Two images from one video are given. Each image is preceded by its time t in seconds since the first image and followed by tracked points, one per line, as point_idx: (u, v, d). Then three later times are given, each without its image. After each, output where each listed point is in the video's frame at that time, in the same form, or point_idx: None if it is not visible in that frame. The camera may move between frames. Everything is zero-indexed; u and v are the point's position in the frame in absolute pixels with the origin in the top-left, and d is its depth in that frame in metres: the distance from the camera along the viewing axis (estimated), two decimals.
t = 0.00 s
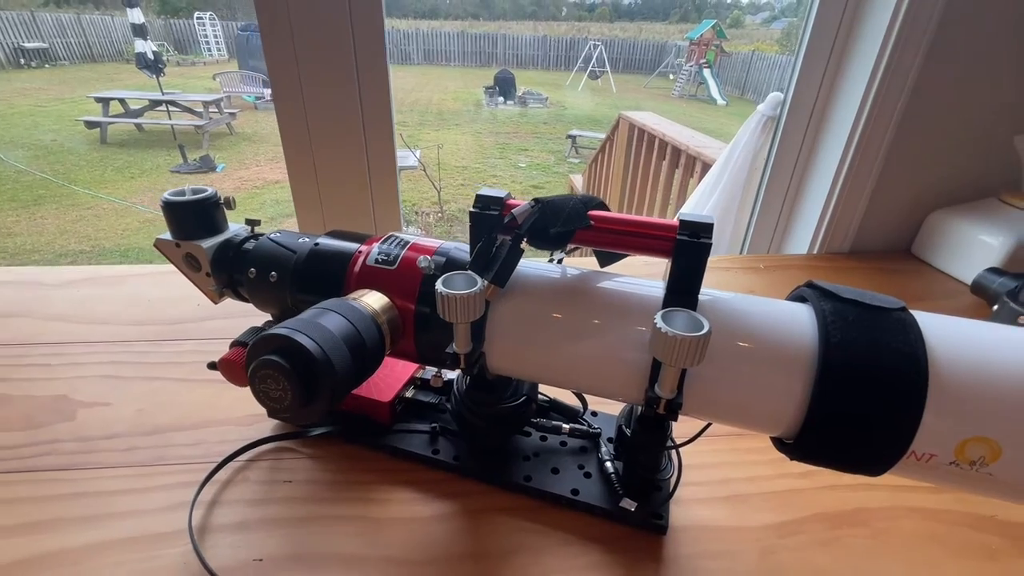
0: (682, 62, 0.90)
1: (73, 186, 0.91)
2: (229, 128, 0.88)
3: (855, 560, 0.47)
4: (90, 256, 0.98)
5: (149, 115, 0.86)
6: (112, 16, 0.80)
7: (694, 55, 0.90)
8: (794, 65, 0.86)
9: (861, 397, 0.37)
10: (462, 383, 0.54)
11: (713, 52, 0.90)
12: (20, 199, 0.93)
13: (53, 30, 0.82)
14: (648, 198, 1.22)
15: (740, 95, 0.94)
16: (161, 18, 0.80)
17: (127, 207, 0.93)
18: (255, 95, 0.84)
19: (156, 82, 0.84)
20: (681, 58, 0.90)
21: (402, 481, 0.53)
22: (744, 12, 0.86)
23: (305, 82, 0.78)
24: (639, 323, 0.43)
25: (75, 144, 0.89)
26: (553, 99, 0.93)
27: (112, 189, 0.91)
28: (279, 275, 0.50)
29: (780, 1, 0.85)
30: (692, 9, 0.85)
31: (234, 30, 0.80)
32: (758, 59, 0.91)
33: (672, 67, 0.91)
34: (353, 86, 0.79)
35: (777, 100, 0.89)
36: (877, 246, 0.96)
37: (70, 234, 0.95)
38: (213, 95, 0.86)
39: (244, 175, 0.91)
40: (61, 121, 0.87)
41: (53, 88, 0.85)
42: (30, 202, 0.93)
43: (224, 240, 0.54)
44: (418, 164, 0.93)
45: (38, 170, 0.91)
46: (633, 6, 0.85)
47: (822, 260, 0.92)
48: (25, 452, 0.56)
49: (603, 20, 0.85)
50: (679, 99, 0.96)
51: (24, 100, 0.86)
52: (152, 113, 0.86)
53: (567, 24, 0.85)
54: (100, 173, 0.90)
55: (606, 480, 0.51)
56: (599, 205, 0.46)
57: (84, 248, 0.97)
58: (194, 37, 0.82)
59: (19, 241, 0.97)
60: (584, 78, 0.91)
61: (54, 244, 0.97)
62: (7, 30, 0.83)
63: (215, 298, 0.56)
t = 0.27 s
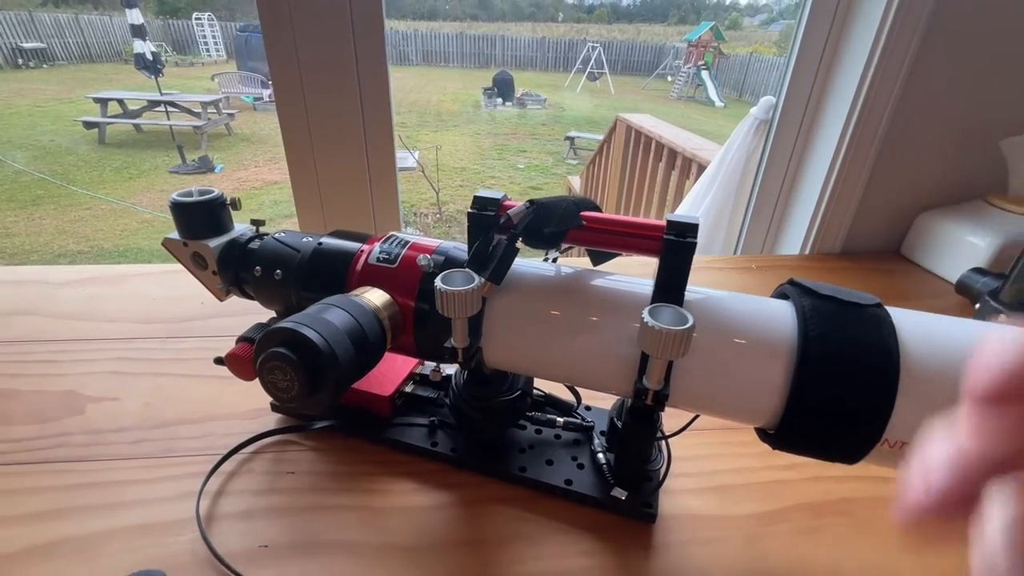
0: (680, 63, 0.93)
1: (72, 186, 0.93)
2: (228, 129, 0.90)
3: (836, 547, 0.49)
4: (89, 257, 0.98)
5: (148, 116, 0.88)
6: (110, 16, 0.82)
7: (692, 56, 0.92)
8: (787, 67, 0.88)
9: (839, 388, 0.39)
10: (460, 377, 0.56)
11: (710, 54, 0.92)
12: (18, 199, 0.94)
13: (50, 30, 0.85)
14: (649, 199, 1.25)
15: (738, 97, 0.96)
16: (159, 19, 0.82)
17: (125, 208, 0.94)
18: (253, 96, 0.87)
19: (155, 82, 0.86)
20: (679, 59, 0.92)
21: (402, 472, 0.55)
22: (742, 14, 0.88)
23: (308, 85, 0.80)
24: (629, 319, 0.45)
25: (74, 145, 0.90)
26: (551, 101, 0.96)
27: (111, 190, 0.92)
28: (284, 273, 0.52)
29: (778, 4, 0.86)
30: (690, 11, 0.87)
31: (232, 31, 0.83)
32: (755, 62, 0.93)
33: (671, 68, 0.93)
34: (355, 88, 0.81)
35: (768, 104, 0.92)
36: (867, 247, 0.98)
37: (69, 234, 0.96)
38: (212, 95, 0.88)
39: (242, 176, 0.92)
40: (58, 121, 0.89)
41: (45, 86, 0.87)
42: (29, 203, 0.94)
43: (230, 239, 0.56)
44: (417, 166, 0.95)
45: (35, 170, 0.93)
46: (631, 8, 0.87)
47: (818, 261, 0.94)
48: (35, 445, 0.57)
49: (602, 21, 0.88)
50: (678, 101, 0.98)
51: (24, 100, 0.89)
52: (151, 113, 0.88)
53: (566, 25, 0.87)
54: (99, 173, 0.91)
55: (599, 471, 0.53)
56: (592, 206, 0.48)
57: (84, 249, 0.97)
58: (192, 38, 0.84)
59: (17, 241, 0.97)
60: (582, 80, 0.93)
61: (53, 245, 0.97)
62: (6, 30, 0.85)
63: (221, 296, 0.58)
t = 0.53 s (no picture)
0: (678, 64, 0.90)
1: (67, 185, 0.91)
2: (224, 129, 0.87)
3: (828, 550, 0.47)
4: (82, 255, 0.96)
5: (144, 115, 0.86)
6: (106, 16, 0.80)
7: (689, 57, 0.90)
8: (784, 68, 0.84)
9: (831, 385, 0.38)
10: (442, 375, 0.54)
11: (708, 55, 0.89)
12: (13, 198, 0.93)
13: (46, 28, 0.83)
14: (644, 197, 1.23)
15: (735, 98, 0.93)
16: (156, 18, 0.80)
17: (120, 207, 0.92)
18: (249, 96, 0.83)
19: (151, 81, 0.84)
20: (676, 60, 0.90)
21: (383, 473, 0.53)
22: (740, 15, 0.83)
23: (296, 83, 0.77)
24: (615, 314, 0.43)
25: (69, 144, 0.89)
26: (549, 101, 0.94)
27: (106, 189, 0.90)
28: (260, 267, 0.51)
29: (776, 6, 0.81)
30: (688, 11, 0.84)
31: (229, 30, 0.80)
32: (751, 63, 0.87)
33: (669, 69, 0.91)
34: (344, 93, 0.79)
35: (763, 100, 0.88)
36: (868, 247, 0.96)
37: (63, 233, 0.94)
38: (210, 94, 0.85)
39: (240, 176, 0.89)
40: (55, 121, 0.87)
41: (42, 87, 0.85)
42: (23, 202, 0.93)
43: (207, 233, 0.54)
44: (414, 165, 0.93)
45: (31, 169, 0.91)
46: (628, 9, 0.84)
47: (812, 258, 0.92)
48: (6, 445, 0.56)
49: (600, 22, 0.84)
50: (676, 101, 0.97)
51: (19, 99, 0.87)
52: (147, 112, 0.86)
53: (563, 26, 0.84)
54: (94, 172, 0.89)
55: (585, 471, 0.51)
56: (577, 197, 0.46)
57: (78, 248, 0.95)
58: (189, 37, 0.82)
59: (11, 240, 0.96)
60: (579, 81, 0.91)
61: (46, 244, 0.96)
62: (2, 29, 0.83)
63: (197, 291, 0.56)
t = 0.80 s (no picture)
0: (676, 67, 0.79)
1: (62, 185, 0.86)
2: (222, 128, 0.82)
3: None
4: (77, 256, 0.92)
5: (140, 114, 0.81)
6: (104, 15, 0.77)
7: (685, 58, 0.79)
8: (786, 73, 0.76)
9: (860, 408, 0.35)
10: (436, 389, 0.51)
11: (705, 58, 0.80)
12: (7, 198, 0.88)
13: (43, 27, 0.79)
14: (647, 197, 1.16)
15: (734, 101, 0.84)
16: (154, 17, 0.77)
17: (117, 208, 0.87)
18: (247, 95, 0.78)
19: (148, 81, 0.80)
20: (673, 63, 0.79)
21: (372, 494, 0.50)
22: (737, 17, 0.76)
23: (284, 78, 0.73)
24: (624, 327, 0.40)
25: (62, 142, 0.84)
26: (547, 101, 0.86)
27: (103, 190, 0.85)
28: (240, 273, 0.47)
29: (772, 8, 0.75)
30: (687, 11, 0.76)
31: (228, 30, 0.75)
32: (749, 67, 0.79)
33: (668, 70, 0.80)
34: (336, 90, 0.74)
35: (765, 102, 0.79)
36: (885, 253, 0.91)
37: (59, 233, 0.90)
38: (206, 93, 0.81)
39: (236, 176, 0.85)
40: (49, 120, 0.83)
41: (38, 85, 0.81)
42: (18, 201, 0.88)
43: (185, 236, 0.51)
44: (412, 165, 0.88)
45: (25, 169, 0.86)
46: (628, 9, 0.77)
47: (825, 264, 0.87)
48: None
49: (598, 23, 0.78)
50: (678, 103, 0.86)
51: (8, 97, 0.83)
52: (143, 112, 0.81)
53: (561, 26, 0.79)
54: (90, 173, 0.84)
55: (589, 494, 0.48)
56: (581, 199, 0.43)
57: (73, 248, 0.91)
58: (187, 36, 0.78)
59: (4, 240, 0.91)
60: (579, 81, 0.83)
61: (41, 244, 0.91)
62: None
63: (174, 299, 0.52)
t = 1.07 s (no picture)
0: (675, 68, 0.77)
1: (59, 184, 0.83)
2: (219, 127, 0.79)
3: None
4: (72, 255, 0.89)
5: (138, 112, 0.79)
6: (101, 13, 0.73)
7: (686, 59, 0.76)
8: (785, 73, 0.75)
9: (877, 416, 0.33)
10: (426, 393, 0.49)
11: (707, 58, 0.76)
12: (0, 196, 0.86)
13: (40, 25, 0.76)
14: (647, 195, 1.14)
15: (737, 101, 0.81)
16: (152, 16, 0.73)
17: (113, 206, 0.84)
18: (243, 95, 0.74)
19: (145, 80, 0.77)
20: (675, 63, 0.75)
21: (359, 502, 0.47)
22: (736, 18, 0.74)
23: (275, 73, 0.71)
24: (624, 329, 0.38)
25: (53, 139, 0.81)
26: (546, 101, 0.83)
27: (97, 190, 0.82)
28: (219, 271, 0.45)
29: (772, 5, 0.74)
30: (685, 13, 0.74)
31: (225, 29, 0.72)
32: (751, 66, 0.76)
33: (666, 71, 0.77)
34: (329, 86, 0.72)
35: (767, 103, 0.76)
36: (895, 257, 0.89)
37: (52, 232, 0.88)
38: (203, 92, 0.77)
39: (234, 175, 0.82)
40: (45, 118, 0.81)
41: (37, 84, 0.79)
42: (13, 200, 0.86)
43: (162, 232, 0.48)
44: (410, 165, 0.85)
45: (21, 168, 0.84)
46: (627, 9, 0.74)
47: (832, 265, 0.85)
48: None
49: (598, 23, 0.75)
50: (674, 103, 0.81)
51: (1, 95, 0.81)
52: (141, 110, 0.79)
53: (560, 26, 0.76)
54: (88, 173, 0.82)
55: (586, 502, 0.45)
56: (578, 192, 0.41)
57: (67, 247, 0.89)
58: (185, 35, 0.74)
59: None
60: (578, 80, 0.80)
61: (36, 243, 0.89)
62: None
63: (152, 298, 0.50)
